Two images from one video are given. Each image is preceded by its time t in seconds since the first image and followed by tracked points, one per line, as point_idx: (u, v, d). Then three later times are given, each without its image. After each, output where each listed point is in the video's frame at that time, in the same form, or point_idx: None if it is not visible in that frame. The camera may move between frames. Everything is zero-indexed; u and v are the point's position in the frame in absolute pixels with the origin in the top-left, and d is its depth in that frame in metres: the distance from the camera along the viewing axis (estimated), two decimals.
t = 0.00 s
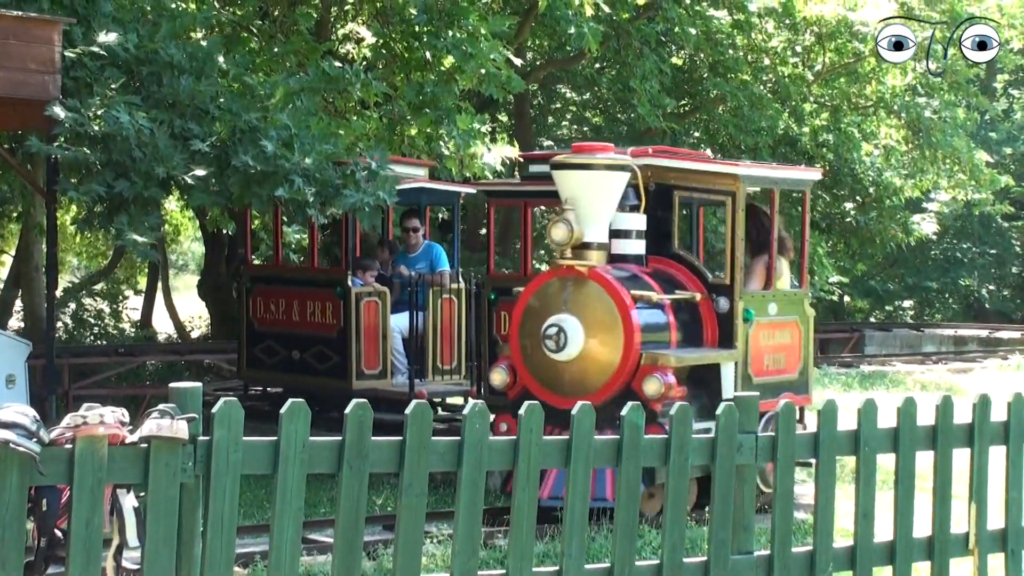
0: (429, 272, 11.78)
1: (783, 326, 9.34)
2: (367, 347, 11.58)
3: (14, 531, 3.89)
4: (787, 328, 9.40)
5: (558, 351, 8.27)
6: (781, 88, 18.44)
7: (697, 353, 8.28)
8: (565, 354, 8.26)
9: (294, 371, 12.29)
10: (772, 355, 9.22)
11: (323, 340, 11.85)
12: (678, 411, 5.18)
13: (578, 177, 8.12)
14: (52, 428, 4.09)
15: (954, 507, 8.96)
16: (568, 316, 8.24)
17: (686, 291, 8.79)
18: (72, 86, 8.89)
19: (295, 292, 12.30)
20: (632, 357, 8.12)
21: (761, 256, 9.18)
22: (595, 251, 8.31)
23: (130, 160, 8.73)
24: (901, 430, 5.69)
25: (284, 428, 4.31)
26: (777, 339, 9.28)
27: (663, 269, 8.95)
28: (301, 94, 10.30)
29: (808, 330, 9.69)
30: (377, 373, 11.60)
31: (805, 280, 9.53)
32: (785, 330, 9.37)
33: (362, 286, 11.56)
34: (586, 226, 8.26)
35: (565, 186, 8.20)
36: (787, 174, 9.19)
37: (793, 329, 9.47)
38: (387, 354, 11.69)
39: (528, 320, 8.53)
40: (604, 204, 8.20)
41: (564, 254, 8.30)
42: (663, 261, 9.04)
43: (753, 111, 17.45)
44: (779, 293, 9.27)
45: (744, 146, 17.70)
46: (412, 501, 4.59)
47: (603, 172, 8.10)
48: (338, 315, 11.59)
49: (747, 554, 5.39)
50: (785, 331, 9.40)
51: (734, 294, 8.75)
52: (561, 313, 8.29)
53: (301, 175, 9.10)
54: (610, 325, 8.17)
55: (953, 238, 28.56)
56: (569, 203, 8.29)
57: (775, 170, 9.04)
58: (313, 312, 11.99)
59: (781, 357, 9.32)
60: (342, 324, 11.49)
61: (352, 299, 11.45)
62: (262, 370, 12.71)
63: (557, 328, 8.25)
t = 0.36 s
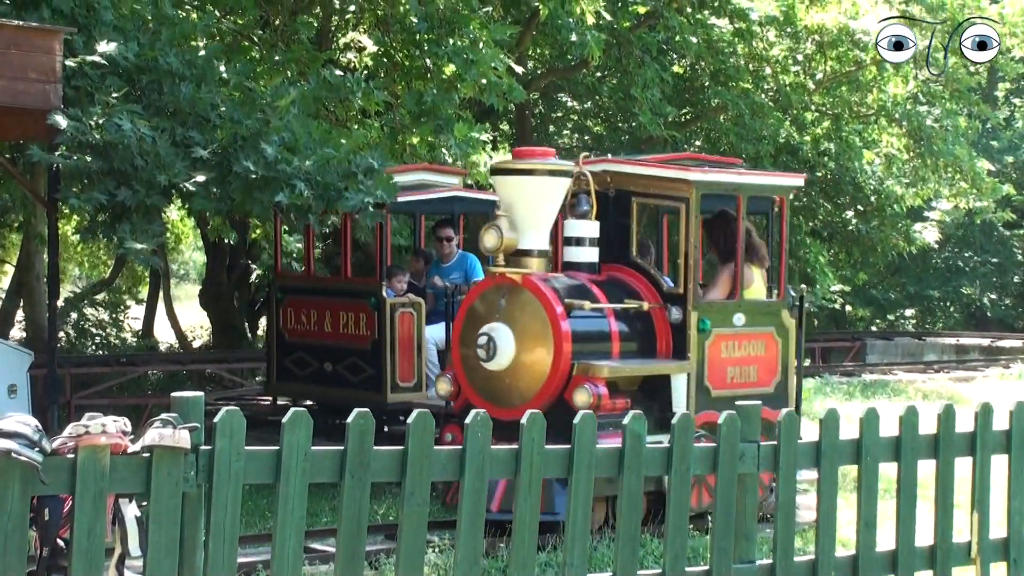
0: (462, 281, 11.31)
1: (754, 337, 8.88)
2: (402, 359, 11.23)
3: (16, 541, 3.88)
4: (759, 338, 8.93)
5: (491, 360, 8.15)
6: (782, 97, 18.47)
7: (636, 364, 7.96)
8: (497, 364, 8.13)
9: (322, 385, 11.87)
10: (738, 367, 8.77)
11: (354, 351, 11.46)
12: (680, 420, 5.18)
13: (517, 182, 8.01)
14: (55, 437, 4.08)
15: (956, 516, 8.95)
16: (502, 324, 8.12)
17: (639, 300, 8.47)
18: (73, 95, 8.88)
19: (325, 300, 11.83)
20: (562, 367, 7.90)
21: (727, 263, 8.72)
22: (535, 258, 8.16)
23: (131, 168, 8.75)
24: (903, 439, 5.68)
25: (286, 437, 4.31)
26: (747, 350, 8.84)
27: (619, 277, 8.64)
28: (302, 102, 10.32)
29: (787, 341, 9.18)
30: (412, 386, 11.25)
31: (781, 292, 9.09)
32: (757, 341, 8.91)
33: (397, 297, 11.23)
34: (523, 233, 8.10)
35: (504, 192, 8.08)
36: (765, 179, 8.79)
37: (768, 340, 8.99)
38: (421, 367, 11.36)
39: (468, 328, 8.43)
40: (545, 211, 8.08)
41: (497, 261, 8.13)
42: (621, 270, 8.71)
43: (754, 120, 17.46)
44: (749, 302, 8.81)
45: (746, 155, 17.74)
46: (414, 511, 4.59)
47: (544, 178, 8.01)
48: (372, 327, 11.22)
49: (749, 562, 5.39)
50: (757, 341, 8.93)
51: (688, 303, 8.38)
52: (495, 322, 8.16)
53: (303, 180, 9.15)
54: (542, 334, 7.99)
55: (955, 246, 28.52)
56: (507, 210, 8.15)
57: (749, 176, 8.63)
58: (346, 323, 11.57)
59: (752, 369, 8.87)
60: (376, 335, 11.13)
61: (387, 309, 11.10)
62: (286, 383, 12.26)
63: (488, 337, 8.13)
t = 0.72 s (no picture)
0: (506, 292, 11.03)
1: (717, 347, 8.59)
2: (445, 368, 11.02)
3: (23, 548, 3.89)
4: (724, 348, 8.65)
5: (424, 369, 7.84)
6: (790, 105, 18.45)
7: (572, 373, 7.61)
8: (430, 372, 7.82)
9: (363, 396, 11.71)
10: (698, 378, 8.48)
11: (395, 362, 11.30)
12: (689, 427, 5.16)
13: (455, 186, 7.76)
14: (62, 445, 4.06)
15: (966, 523, 8.90)
16: (436, 331, 7.82)
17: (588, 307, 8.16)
18: (80, 104, 8.88)
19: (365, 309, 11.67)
20: (493, 378, 7.53)
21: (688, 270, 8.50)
22: (476, 265, 7.96)
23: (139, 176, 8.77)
24: (912, 447, 5.66)
25: (294, 445, 4.30)
26: (711, 360, 8.56)
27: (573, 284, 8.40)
28: (310, 110, 10.33)
29: (757, 350, 8.90)
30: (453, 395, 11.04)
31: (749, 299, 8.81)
32: (722, 351, 8.63)
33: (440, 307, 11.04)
34: (462, 239, 7.92)
35: (444, 197, 7.85)
36: (729, 183, 8.52)
37: (736, 350, 8.72)
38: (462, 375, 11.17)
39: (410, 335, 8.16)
40: (486, 216, 7.86)
41: (432, 266, 7.90)
42: (574, 275, 8.50)
43: (761, 127, 17.44)
44: (712, 311, 8.54)
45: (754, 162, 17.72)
46: (422, 519, 4.58)
47: (485, 182, 7.75)
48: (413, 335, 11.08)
49: (759, 571, 5.37)
50: (722, 351, 8.65)
51: (637, 311, 8.08)
52: (431, 329, 7.84)
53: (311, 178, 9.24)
54: (476, 344, 7.64)
55: (962, 253, 28.78)
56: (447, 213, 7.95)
57: (708, 180, 8.36)
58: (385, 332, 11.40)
59: (716, 380, 8.59)
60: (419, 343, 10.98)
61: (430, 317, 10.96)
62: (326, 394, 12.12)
63: (422, 344, 7.83)
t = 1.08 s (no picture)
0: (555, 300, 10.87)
1: (677, 352, 7.84)
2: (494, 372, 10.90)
3: (39, 553, 3.87)
4: (687, 353, 7.88)
5: (369, 375, 7.45)
6: (805, 109, 18.40)
7: (516, 379, 7.08)
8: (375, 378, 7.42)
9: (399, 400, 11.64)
10: (656, 385, 7.76)
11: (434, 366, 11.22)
12: (704, 432, 5.13)
13: (398, 189, 7.38)
14: (78, 450, 4.06)
15: (983, 528, 8.85)
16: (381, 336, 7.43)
17: (540, 311, 7.61)
18: (95, 109, 8.93)
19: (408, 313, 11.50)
20: (432, 382, 7.10)
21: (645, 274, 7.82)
22: (423, 268, 7.55)
23: (153, 180, 8.83)
24: (928, 452, 5.63)
25: (309, 449, 4.29)
26: (672, 366, 7.82)
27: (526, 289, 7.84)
28: (325, 115, 10.35)
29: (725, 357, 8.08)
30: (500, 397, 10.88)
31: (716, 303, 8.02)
32: (683, 356, 7.86)
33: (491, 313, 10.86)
34: (406, 242, 7.52)
35: (387, 198, 7.47)
36: (693, 184, 7.75)
37: (699, 355, 7.94)
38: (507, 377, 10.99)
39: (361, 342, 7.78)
40: (432, 217, 7.48)
41: (374, 270, 7.52)
42: (529, 279, 7.93)
43: (776, 131, 17.40)
44: (671, 315, 7.82)
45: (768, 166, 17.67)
46: (437, 524, 4.57)
47: (431, 185, 7.38)
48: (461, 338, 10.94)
49: None
50: (685, 357, 7.88)
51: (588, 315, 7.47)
52: (373, 336, 7.50)
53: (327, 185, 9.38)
54: (417, 348, 7.23)
55: (978, 257, 28.69)
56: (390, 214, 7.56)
57: (669, 180, 7.66)
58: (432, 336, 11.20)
59: (677, 387, 7.83)
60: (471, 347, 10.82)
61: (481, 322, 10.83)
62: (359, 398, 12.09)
63: (366, 350, 7.45)
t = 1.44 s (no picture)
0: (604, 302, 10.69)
1: (630, 355, 7.50)
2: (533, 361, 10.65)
3: (55, 553, 3.88)
4: (640, 356, 7.54)
5: (311, 378, 7.17)
6: (821, 111, 18.34)
7: (461, 383, 6.80)
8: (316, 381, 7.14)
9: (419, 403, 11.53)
10: (608, 389, 7.42)
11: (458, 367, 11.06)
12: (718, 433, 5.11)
13: (342, 188, 7.07)
14: (93, 451, 4.06)
15: (999, 531, 8.80)
16: (322, 338, 7.14)
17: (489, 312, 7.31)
18: (111, 111, 8.93)
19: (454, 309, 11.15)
20: (372, 386, 6.78)
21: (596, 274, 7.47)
22: (368, 268, 7.29)
23: (169, 182, 8.84)
24: (944, 453, 5.59)
25: (324, 450, 4.28)
26: (625, 369, 7.48)
27: (474, 290, 7.54)
28: (342, 119, 10.34)
29: (682, 359, 7.72)
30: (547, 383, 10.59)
31: (670, 303, 7.67)
32: (637, 358, 7.52)
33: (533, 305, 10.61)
34: (351, 241, 7.23)
35: (331, 196, 7.16)
36: (645, 182, 7.41)
37: (654, 357, 7.60)
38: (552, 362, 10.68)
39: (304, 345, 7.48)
40: (378, 217, 7.17)
41: (316, 271, 7.23)
42: (478, 280, 7.62)
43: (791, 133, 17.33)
44: (625, 316, 7.48)
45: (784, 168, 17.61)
46: (452, 525, 4.55)
47: (375, 185, 7.06)
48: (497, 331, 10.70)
49: None
50: (639, 359, 7.55)
51: (536, 316, 7.15)
52: (314, 337, 7.19)
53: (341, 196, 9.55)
54: (358, 351, 6.92)
55: (994, 259, 28.58)
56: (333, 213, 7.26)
57: (620, 177, 7.32)
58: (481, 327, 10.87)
59: (632, 391, 7.49)
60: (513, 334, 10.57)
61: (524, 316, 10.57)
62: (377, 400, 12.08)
63: (307, 352, 7.16)
